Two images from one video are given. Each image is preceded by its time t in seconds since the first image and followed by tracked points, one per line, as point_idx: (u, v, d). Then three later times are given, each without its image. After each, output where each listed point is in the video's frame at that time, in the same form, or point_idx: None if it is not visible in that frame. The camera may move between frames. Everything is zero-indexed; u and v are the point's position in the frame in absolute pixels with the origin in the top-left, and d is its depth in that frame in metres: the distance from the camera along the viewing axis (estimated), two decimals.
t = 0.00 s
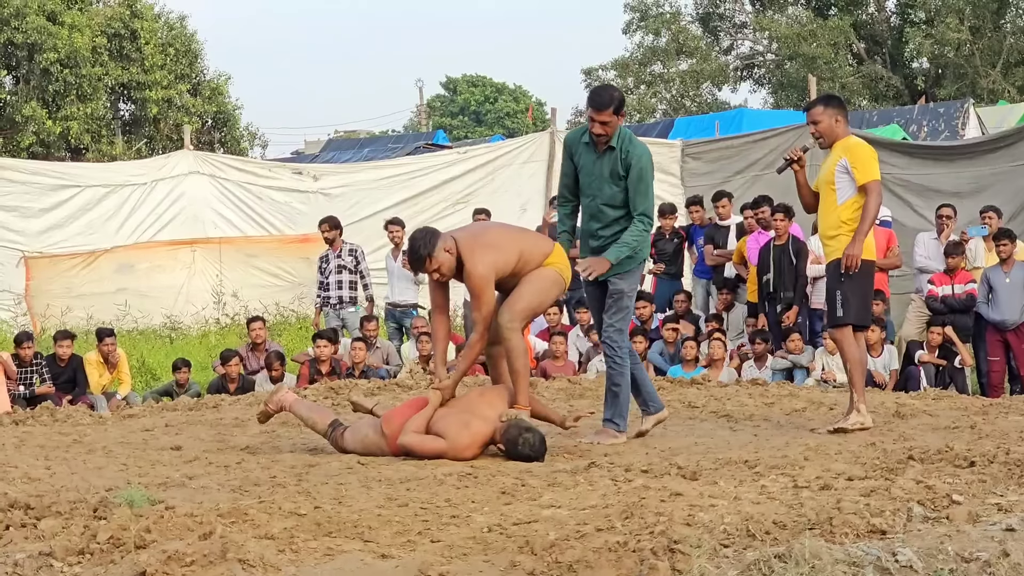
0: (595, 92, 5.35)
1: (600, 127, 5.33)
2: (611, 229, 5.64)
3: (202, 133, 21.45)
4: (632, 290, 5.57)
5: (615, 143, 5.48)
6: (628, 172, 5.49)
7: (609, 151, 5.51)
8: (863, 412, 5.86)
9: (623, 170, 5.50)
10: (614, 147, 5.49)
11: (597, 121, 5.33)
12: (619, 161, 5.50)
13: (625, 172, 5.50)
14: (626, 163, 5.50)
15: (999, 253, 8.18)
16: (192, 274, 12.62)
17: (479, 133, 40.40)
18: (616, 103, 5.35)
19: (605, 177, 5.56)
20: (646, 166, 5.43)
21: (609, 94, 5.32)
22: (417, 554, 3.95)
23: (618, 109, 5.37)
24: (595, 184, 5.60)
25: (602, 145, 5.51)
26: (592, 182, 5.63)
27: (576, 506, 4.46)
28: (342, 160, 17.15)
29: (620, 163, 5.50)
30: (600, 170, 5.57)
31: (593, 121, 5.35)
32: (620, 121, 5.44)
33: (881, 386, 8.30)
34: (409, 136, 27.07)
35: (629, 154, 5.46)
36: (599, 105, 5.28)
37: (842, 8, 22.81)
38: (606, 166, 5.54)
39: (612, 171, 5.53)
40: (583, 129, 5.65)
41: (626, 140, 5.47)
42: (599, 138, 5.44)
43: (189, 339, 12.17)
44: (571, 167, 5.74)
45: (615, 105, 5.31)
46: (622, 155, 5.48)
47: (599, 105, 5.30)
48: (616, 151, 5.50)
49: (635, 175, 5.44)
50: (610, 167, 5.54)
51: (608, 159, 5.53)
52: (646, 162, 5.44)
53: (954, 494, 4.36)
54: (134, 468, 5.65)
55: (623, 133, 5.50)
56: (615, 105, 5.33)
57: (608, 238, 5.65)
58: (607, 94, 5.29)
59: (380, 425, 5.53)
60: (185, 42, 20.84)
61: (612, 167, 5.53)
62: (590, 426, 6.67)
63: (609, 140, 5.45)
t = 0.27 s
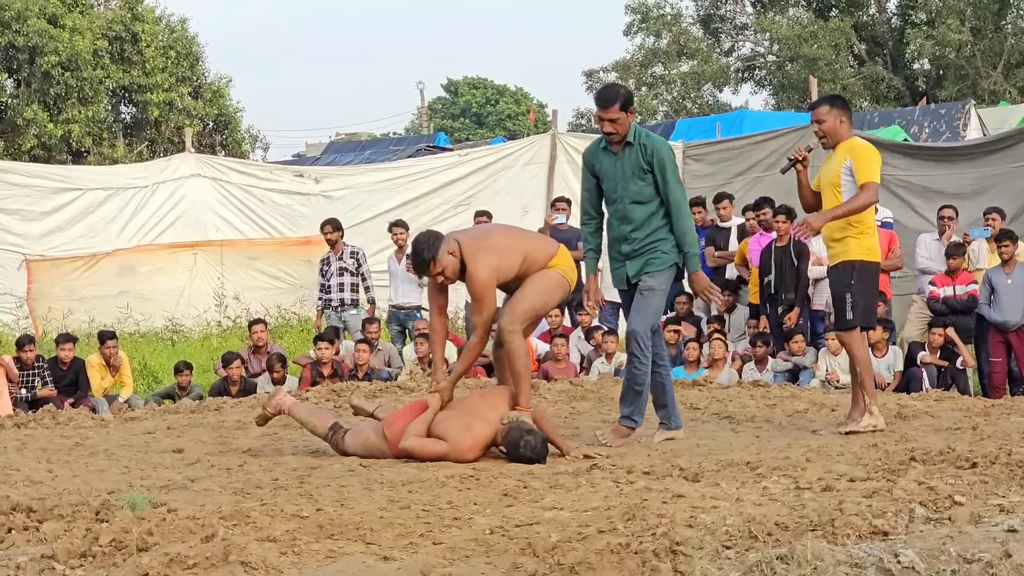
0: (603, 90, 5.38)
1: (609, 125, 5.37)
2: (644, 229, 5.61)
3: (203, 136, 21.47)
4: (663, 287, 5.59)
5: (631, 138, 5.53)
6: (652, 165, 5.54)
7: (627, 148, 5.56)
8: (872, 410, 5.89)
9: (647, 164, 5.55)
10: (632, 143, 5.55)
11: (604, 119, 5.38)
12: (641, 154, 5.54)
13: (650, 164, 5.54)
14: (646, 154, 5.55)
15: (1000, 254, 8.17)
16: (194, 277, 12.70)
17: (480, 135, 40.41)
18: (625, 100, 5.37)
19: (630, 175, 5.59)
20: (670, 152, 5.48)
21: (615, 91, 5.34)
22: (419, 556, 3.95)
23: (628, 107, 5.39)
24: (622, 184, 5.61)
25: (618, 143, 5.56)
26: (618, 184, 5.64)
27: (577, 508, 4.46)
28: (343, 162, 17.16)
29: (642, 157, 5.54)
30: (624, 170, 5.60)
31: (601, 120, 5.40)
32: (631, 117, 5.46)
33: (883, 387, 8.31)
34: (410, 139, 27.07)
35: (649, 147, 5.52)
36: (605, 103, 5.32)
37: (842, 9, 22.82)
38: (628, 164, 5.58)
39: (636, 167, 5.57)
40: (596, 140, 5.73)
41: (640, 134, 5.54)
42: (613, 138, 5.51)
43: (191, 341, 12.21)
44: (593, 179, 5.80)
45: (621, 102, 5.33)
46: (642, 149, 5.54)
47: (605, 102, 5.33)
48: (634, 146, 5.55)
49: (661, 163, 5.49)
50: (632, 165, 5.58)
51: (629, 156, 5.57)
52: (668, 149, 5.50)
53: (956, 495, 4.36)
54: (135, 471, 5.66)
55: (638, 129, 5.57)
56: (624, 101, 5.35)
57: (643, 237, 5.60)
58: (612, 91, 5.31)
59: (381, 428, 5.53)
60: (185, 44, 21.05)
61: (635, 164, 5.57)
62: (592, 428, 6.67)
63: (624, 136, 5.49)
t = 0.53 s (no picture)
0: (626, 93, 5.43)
1: (635, 127, 5.41)
2: (673, 226, 5.58)
3: (204, 139, 21.46)
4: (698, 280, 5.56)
5: (659, 136, 5.53)
6: (683, 162, 5.54)
7: (655, 146, 5.55)
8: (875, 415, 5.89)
9: (677, 161, 5.54)
10: (660, 140, 5.54)
11: (630, 122, 5.42)
12: (671, 152, 5.53)
13: (679, 162, 5.54)
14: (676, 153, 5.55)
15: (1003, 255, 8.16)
16: (195, 279, 12.68)
17: (482, 137, 40.41)
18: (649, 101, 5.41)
19: (658, 173, 5.56)
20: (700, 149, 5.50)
21: (640, 93, 5.39)
22: (421, 558, 3.95)
23: (653, 109, 5.42)
24: (651, 183, 5.58)
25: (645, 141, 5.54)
26: (645, 182, 5.60)
27: (579, 510, 4.45)
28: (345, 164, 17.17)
29: (672, 155, 5.53)
30: (652, 169, 5.57)
31: (626, 123, 5.44)
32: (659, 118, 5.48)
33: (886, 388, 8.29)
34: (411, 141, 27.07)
35: (679, 144, 5.52)
36: (630, 105, 5.36)
37: (844, 10, 22.81)
38: (656, 163, 5.56)
39: (666, 164, 5.55)
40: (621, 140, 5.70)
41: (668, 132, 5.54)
42: (637, 138, 5.52)
43: (192, 343, 12.20)
44: (617, 179, 5.76)
45: (646, 103, 5.37)
46: (671, 146, 5.53)
47: (630, 104, 5.38)
48: (662, 144, 5.54)
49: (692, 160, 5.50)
50: (661, 162, 5.55)
51: (657, 154, 5.54)
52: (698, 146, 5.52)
53: (958, 496, 4.35)
54: (137, 473, 5.66)
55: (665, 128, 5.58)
56: (649, 102, 5.40)
57: (671, 235, 5.58)
58: (637, 93, 5.36)
59: (384, 430, 5.53)
60: (187, 47, 20.81)
61: (664, 162, 5.55)
62: (594, 430, 6.67)
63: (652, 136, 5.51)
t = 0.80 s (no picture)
0: (667, 105, 5.30)
1: (674, 140, 5.28)
2: (709, 237, 5.49)
3: (205, 140, 21.46)
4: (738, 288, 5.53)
5: (701, 147, 5.42)
6: (723, 175, 5.44)
7: (697, 157, 5.43)
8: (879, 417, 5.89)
9: (718, 173, 5.44)
10: (703, 152, 5.43)
11: (670, 135, 5.28)
12: (713, 164, 5.43)
13: (720, 175, 5.45)
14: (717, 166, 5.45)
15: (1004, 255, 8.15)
16: (197, 281, 12.68)
17: (483, 138, 40.41)
18: (690, 115, 5.29)
19: (698, 184, 5.45)
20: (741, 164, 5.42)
21: (681, 106, 5.26)
22: (422, 560, 3.95)
23: (693, 123, 5.29)
24: (691, 194, 5.46)
25: (688, 153, 5.42)
26: (684, 192, 5.48)
27: (581, 511, 4.45)
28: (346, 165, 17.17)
29: (714, 167, 5.43)
30: (692, 180, 5.45)
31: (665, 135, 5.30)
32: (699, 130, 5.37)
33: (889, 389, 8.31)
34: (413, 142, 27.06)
35: (721, 157, 5.43)
36: (671, 118, 5.23)
37: (845, 11, 22.80)
38: (697, 173, 5.44)
39: (706, 176, 5.44)
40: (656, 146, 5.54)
41: (711, 143, 5.44)
42: (678, 149, 5.39)
43: (194, 345, 12.20)
44: (650, 185, 5.58)
45: (687, 117, 5.24)
46: (713, 158, 5.43)
47: (671, 117, 5.25)
48: (704, 155, 5.44)
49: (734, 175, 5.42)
50: (702, 173, 5.44)
51: (698, 165, 5.43)
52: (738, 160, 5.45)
53: (960, 496, 4.34)
54: (139, 475, 5.66)
55: (705, 138, 5.47)
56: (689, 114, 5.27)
57: (707, 246, 5.49)
58: (679, 106, 5.24)
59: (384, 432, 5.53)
60: (188, 48, 20.78)
61: (705, 173, 5.44)
62: (596, 431, 6.66)
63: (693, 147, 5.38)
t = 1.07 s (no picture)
0: (685, 91, 5.27)
1: (690, 127, 5.27)
2: (727, 223, 5.49)
3: (206, 141, 21.46)
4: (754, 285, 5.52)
5: (722, 132, 5.38)
6: (743, 161, 5.41)
7: (717, 143, 5.41)
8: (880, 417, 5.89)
9: (738, 159, 5.41)
10: (723, 137, 5.40)
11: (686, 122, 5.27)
12: (732, 150, 5.40)
13: (740, 161, 5.41)
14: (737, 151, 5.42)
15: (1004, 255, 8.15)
16: (198, 281, 12.68)
17: (484, 139, 40.42)
18: (708, 100, 5.25)
19: (717, 170, 5.43)
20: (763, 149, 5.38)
21: (698, 92, 5.23)
22: (423, 560, 3.94)
23: (711, 109, 5.25)
24: (710, 180, 5.45)
25: (707, 138, 5.39)
26: (703, 177, 5.46)
27: (581, 511, 4.45)
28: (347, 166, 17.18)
29: (734, 154, 5.40)
30: (711, 166, 5.43)
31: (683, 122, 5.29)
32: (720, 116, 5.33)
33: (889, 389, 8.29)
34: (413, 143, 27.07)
35: (742, 143, 5.39)
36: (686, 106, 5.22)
37: (845, 11, 22.80)
38: (716, 159, 5.42)
39: (726, 162, 5.42)
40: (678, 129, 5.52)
41: (732, 128, 5.40)
42: (697, 134, 5.37)
43: (195, 346, 12.20)
44: (671, 168, 5.59)
45: (702, 104, 5.21)
46: (733, 143, 5.40)
47: (687, 105, 5.23)
48: (724, 141, 5.41)
49: (754, 161, 5.38)
50: (722, 159, 5.42)
51: (717, 151, 5.41)
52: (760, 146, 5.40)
53: (960, 496, 4.34)
54: (139, 476, 5.66)
55: (728, 123, 5.43)
56: (706, 102, 5.23)
57: (725, 232, 5.50)
58: (694, 93, 5.21)
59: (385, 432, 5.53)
60: (189, 49, 20.78)
61: (725, 160, 5.42)
62: (596, 431, 6.66)
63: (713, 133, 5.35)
